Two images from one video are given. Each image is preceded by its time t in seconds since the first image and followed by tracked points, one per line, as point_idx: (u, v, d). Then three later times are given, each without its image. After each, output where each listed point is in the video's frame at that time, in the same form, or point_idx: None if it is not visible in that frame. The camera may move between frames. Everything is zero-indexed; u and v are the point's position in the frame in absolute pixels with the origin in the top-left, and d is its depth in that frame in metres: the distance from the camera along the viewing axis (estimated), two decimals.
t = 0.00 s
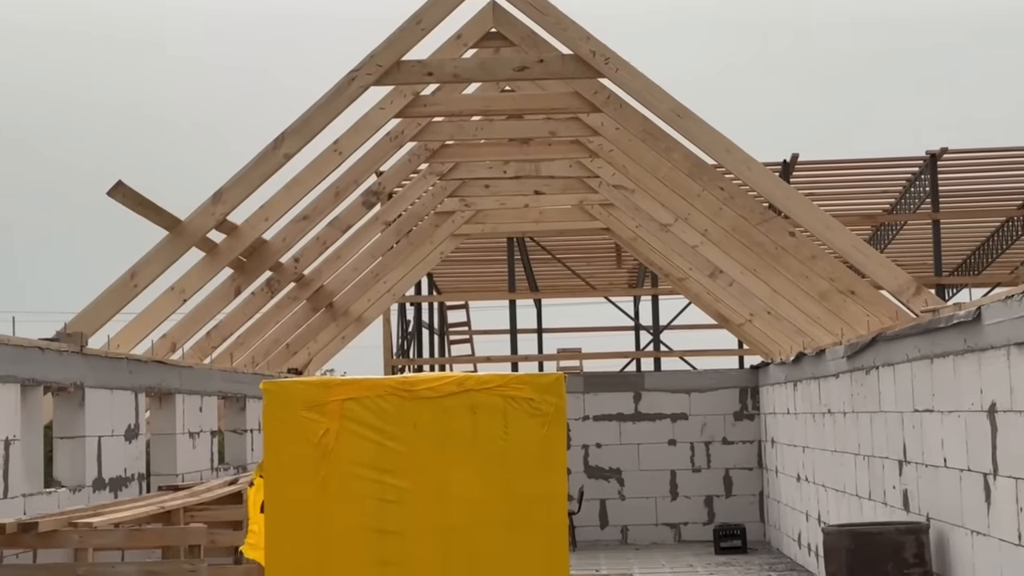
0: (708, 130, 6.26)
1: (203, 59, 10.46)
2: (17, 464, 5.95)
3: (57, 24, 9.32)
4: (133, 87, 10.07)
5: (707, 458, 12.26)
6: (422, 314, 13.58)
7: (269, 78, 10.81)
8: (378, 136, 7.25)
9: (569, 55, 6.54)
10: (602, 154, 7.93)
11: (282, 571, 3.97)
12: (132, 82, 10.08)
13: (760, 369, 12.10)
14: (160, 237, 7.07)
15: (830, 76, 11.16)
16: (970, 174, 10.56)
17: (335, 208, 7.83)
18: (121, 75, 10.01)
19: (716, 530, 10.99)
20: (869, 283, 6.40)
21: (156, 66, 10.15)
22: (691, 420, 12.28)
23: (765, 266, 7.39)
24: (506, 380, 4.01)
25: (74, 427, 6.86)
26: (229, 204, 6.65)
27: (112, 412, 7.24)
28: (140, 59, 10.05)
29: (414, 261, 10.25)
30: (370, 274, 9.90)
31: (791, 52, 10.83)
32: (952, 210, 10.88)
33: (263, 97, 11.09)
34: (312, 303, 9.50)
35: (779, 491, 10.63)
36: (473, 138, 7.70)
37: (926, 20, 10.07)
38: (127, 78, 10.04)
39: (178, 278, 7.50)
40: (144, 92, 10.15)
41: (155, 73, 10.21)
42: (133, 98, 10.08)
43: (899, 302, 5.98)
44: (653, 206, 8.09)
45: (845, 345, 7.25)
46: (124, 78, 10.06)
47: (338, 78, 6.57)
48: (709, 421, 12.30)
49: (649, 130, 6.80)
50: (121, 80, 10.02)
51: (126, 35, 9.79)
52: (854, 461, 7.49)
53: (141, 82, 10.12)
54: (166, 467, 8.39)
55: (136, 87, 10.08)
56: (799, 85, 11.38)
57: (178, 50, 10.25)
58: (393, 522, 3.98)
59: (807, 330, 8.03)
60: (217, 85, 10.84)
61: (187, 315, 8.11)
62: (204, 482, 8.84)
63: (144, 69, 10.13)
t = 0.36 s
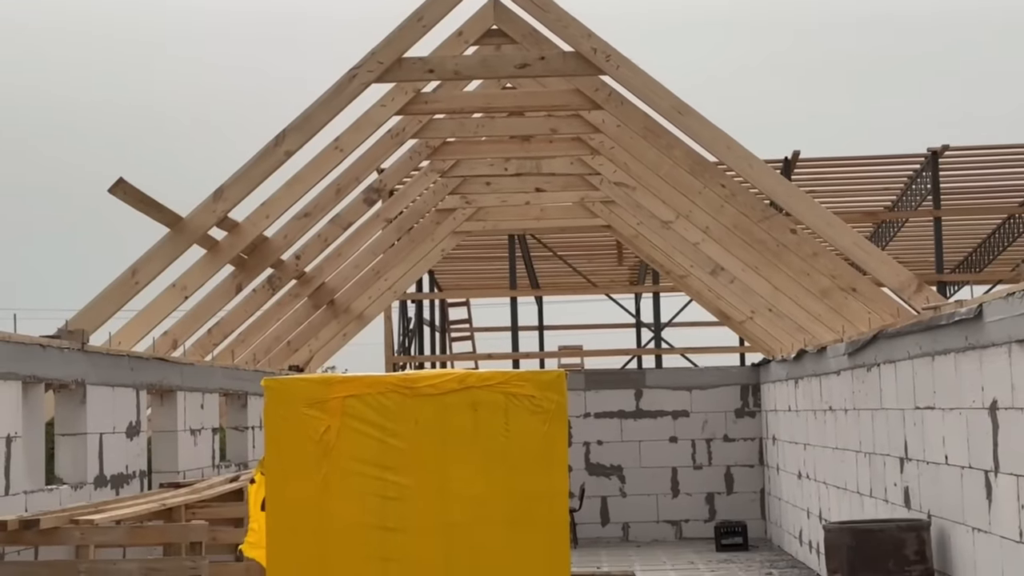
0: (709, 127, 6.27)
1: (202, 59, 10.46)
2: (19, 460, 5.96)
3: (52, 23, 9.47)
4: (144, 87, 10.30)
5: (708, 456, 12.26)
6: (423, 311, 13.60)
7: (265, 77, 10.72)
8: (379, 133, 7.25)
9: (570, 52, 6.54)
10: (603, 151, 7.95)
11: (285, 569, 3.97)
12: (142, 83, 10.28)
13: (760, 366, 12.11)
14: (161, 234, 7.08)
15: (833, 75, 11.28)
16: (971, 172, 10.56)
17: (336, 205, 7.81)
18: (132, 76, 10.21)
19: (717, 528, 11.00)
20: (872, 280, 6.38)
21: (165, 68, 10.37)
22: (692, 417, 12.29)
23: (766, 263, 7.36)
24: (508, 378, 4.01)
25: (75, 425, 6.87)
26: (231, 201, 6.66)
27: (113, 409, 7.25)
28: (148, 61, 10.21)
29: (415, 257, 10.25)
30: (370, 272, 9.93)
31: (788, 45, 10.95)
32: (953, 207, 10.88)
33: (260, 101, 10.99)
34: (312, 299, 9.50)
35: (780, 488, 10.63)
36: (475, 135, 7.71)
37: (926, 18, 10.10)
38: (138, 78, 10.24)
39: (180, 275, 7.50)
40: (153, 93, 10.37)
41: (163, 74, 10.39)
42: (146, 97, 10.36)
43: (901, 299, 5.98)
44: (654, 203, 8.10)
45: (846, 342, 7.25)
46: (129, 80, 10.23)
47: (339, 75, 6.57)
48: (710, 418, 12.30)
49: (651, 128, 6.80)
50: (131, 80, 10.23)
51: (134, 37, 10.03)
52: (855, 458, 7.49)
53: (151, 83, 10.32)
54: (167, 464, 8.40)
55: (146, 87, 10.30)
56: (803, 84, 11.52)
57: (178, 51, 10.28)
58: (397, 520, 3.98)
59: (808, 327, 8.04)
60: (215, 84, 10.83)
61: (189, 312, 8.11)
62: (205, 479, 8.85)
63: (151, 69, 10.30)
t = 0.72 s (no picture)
0: (709, 124, 6.26)
1: (202, 57, 10.46)
2: (20, 457, 5.96)
3: (51, 22, 9.53)
4: (144, 86, 10.33)
5: (709, 453, 12.26)
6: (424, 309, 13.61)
7: (263, 76, 10.68)
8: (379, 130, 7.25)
9: (570, 49, 6.54)
10: (603, 148, 7.95)
11: (286, 567, 3.97)
12: (141, 80, 10.30)
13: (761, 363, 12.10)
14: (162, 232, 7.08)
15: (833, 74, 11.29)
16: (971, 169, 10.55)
17: (335, 202, 7.80)
18: (131, 74, 10.22)
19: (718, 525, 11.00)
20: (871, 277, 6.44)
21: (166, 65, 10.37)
22: (693, 415, 12.29)
23: (767, 260, 7.38)
24: (508, 376, 4.01)
25: (76, 422, 6.87)
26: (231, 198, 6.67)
27: (114, 406, 7.25)
28: (148, 58, 10.23)
29: (416, 254, 10.26)
30: (370, 269, 9.96)
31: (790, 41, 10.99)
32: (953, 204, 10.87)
33: (261, 101, 10.96)
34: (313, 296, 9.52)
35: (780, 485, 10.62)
36: (475, 132, 7.70)
37: (925, 19, 10.14)
38: (137, 76, 10.27)
39: (181, 273, 7.51)
40: (153, 90, 10.39)
41: (163, 71, 10.40)
42: (146, 96, 10.39)
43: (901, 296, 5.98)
44: (655, 200, 8.12)
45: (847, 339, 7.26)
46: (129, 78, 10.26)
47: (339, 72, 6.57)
48: (710, 415, 12.30)
49: (651, 125, 6.82)
50: (130, 78, 10.24)
51: (134, 36, 10.05)
52: (856, 455, 7.49)
53: (151, 79, 10.34)
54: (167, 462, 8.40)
55: (146, 85, 10.32)
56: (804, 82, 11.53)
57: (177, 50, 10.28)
58: (398, 517, 3.97)
59: (809, 324, 8.06)
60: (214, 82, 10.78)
61: (190, 310, 8.11)
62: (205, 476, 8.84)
63: (152, 67, 10.31)
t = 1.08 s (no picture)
0: (709, 121, 6.26)
1: (202, 57, 10.46)
2: (20, 455, 5.97)
3: (58, 25, 9.53)
4: (144, 88, 10.27)
5: (709, 451, 12.26)
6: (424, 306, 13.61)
7: (260, 77, 10.75)
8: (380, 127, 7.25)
9: (571, 47, 6.55)
10: (604, 146, 7.95)
11: (286, 563, 3.97)
12: (142, 83, 10.24)
13: (761, 361, 12.12)
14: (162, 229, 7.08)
15: (833, 76, 11.30)
16: (971, 166, 10.56)
17: (336, 199, 7.81)
18: (132, 76, 10.18)
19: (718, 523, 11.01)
20: (872, 275, 6.45)
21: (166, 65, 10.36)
22: (693, 412, 12.29)
23: (767, 258, 7.39)
24: (507, 372, 4.01)
25: (76, 420, 6.88)
26: (232, 196, 6.68)
27: (114, 404, 7.26)
28: (149, 60, 10.22)
29: (415, 251, 10.27)
30: (371, 266, 9.97)
31: (790, 51, 10.97)
32: (954, 202, 10.87)
33: (254, 99, 10.98)
34: (314, 294, 9.53)
35: (782, 484, 10.60)
36: (475, 130, 7.75)
37: (925, 21, 10.04)
38: (138, 78, 10.21)
39: (181, 270, 7.52)
40: (153, 91, 10.34)
41: (163, 71, 10.38)
42: (145, 100, 10.29)
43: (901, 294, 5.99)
44: (656, 198, 8.12)
45: (848, 336, 7.25)
46: (129, 80, 10.21)
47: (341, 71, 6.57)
48: (711, 413, 12.30)
49: (651, 122, 6.85)
50: (131, 80, 10.19)
51: (135, 40, 10.03)
52: (856, 452, 7.49)
53: (151, 81, 10.29)
54: (168, 459, 8.41)
55: (146, 86, 10.27)
56: (800, 81, 11.50)
57: (177, 49, 10.30)
58: (397, 514, 3.98)
59: (809, 321, 8.06)
60: (212, 79, 10.77)
61: (190, 309, 8.12)
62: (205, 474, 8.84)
63: (152, 68, 10.28)
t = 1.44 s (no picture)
0: (709, 120, 6.26)
1: (202, 61, 10.50)
2: (20, 453, 5.97)
3: (37, 25, 9.55)
4: (143, 92, 10.22)
5: (708, 449, 12.26)
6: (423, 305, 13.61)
7: (257, 78, 10.75)
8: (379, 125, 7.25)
9: (570, 46, 6.54)
10: (603, 145, 7.94)
11: (285, 562, 3.97)
12: (142, 85, 10.21)
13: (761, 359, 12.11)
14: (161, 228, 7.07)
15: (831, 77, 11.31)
16: (971, 165, 10.56)
17: (335, 198, 7.83)
18: (132, 79, 10.13)
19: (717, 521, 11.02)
20: (872, 274, 6.45)
21: (167, 69, 10.46)
22: (692, 411, 12.29)
23: (767, 257, 7.40)
24: (506, 371, 4.01)
25: (76, 419, 6.88)
26: (231, 195, 6.68)
27: (113, 403, 7.26)
28: (149, 63, 10.28)
29: (415, 249, 10.26)
30: (371, 265, 9.96)
31: (789, 52, 10.96)
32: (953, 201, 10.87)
33: (255, 101, 10.96)
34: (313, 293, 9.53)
35: (781, 483, 10.59)
36: (474, 129, 7.78)
37: (923, 22, 10.03)
38: (137, 80, 10.18)
39: (180, 269, 7.52)
40: (153, 93, 10.32)
41: (163, 73, 10.42)
42: (141, 104, 10.19)
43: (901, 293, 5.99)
44: (655, 196, 8.12)
45: (848, 335, 7.25)
46: (129, 83, 10.16)
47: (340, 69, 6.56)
48: (710, 412, 12.30)
49: (650, 121, 6.86)
50: (131, 84, 10.13)
51: (135, 41, 10.09)
52: (856, 451, 7.50)
53: (150, 83, 10.29)
54: (167, 458, 8.42)
55: (145, 89, 10.23)
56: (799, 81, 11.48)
57: (176, 50, 10.32)
58: (397, 514, 3.97)
59: (809, 320, 8.06)
60: (212, 81, 10.77)
61: (189, 308, 8.12)
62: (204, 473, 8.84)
63: (152, 71, 10.32)
